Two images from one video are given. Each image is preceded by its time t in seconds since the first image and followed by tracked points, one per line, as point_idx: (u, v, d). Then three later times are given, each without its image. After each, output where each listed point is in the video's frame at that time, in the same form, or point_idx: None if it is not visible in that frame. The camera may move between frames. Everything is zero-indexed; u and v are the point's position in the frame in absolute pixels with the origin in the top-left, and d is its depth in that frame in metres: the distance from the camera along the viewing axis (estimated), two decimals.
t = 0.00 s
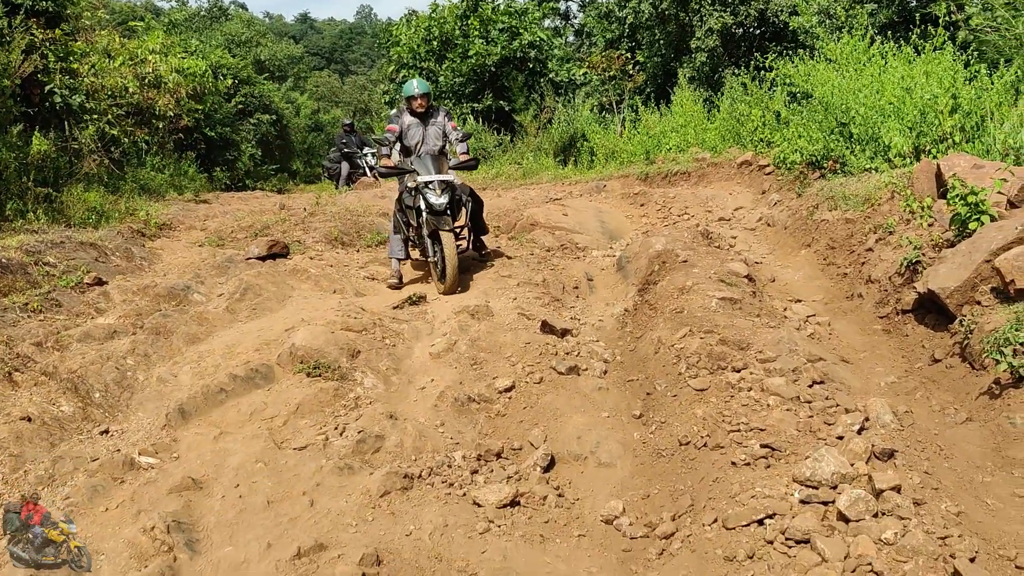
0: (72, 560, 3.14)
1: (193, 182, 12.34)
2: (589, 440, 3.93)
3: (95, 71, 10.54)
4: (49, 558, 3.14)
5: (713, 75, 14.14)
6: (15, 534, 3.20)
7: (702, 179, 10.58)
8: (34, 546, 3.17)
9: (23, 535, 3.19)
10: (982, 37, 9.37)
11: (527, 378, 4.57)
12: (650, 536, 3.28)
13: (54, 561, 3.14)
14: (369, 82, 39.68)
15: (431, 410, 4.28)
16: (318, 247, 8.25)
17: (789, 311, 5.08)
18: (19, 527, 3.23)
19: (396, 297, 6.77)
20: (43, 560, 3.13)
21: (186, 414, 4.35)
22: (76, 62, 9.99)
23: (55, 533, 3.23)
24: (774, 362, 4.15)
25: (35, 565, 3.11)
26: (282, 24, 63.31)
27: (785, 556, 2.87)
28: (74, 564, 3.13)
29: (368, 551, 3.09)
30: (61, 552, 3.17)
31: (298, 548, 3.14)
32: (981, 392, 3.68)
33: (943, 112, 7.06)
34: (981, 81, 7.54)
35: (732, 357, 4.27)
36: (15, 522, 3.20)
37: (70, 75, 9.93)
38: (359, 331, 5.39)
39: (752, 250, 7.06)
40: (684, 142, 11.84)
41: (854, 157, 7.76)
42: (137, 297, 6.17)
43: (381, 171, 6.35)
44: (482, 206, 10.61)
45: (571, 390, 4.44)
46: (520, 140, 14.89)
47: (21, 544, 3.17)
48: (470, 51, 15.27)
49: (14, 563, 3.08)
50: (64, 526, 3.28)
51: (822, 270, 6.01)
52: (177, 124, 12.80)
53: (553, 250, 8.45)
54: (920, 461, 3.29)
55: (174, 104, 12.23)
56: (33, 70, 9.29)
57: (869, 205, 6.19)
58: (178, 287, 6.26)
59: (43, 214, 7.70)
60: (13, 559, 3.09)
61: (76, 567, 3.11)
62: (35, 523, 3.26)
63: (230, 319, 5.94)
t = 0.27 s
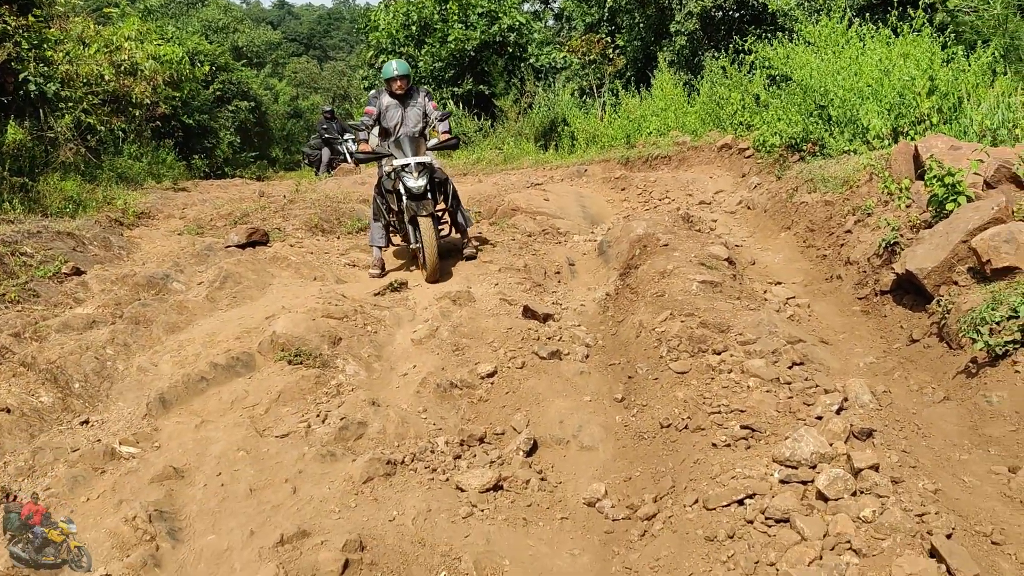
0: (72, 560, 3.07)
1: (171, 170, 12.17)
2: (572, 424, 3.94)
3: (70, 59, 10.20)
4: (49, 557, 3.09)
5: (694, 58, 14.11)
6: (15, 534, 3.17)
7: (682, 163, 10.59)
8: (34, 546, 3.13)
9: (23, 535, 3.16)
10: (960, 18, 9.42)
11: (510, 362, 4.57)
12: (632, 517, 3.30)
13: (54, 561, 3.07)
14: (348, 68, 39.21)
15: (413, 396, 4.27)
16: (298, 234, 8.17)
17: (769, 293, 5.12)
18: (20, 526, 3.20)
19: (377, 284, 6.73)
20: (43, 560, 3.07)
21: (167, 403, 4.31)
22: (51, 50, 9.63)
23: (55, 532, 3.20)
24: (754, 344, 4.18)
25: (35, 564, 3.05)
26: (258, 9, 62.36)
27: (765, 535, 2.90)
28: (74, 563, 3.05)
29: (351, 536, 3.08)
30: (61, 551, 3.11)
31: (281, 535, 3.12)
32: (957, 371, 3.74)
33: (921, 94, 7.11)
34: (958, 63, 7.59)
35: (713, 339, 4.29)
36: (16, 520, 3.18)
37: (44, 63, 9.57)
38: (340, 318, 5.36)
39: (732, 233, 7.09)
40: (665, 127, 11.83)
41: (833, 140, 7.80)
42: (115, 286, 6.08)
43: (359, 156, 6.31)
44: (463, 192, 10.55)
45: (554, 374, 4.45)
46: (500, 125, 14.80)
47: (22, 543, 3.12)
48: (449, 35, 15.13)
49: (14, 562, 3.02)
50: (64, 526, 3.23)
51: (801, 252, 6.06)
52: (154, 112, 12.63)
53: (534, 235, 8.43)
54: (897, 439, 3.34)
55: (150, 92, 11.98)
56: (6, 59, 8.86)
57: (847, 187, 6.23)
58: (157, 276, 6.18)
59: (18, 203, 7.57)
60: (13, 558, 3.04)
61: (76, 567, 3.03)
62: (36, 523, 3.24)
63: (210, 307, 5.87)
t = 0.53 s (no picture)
0: (72, 560, 3.00)
1: (151, 166, 12.03)
2: (549, 423, 3.95)
3: (49, 54, 9.96)
4: (49, 558, 3.03)
5: (676, 60, 14.18)
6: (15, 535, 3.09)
7: (663, 165, 10.64)
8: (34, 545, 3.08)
9: (23, 535, 3.09)
10: (939, 23, 9.53)
11: (488, 362, 4.57)
12: (608, 517, 3.31)
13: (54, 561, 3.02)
14: (331, 67, 38.94)
15: (391, 395, 4.25)
16: (278, 232, 8.10)
17: (747, 295, 5.16)
18: (19, 526, 3.12)
19: (357, 283, 6.69)
20: (43, 561, 3.02)
21: (143, 401, 4.25)
22: (30, 45, 9.45)
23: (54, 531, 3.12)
24: (731, 345, 4.21)
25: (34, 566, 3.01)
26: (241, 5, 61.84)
27: (737, 534, 2.92)
28: (75, 563, 2.99)
29: (326, 536, 3.05)
30: (61, 552, 3.04)
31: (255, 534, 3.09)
32: (930, 373, 3.79)
33: (899, 99, 7.19)
34: (936, 69, 7.69)
35: (690, 340, 4.32)
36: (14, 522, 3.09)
37: (24, 57, 9.40)
38: (319, 317, 5.32)
39: (711, 234, 7.13)
40: (647, 128, 11.88)
41: (812, 143, 7.87)
42: (92, 283, 6.00)
43: (337, 157, 6.19)
44: (445, 191, 10.52)
45: (532, 374, 4.45)
46: (483, 125, 14.75)
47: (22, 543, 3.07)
48: (433, 35, 15.06)
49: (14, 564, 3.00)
50: (65, 524, 3.15)
51: (779, 254, 6.11)
52: (134, 107, 12.49)
53: (515, 235, 8.42)
54: (870, 440, 3.37)
55: (131, 88, 11.85)
56: None
57: (825, 190, 6.29)
58: (135, 274, 6.10)
59: None
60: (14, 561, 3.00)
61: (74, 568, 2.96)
62: (35, 522, 3.15)
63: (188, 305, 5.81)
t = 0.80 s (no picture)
0: (71, 560, 2.96)
1: (138, 165, 11.94)
2: (534, 427, 3.94)
3: (37, 50, 9.88)
4: (48, 557, 2.98)
5: (666, 68, 14.25)
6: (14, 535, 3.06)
7: (652, 171, 10.68)
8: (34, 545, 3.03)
9: (22, 535, 3.06)
10: (926, 36, 9.64)
11: (474, 365, 4.55)
12: (592, 521, 3.30)
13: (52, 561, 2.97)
14: (322, 69, 38.83)
15: (375, 397, 4.23)
16: (266, 232, 8.05)
17: (733, 301, 5.18)
18: (19, 526, 3.09)
19: (344, 284, 6.66)
20: (42, 561, 2.97)
21: (126, 400, 4.21)
22: (18, 40, 9.37)
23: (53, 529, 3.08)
24: (717, 351, 4.22)
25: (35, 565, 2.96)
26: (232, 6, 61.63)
27: (720, 540, 2.92)
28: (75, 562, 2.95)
29: (308, 537, 3.03)
30: (60, 552, 3.00)
31: (237, 534, 3.06)
32: (913, 382, 3.82)
33: (885, 110, 7.26)
34: (922, 81, 7.77)
35: (676, 345, 4.33)
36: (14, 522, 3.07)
37: (11, 52, 9.32)
38: (305, 318, 5.28)
39: (699, 241, 7.16)
40: (636, 135, 11.92)
41: (800, 152, 7.93)
42: (76, 281, 5.93)
43: (326, 160, 6.14)
44: (434, 194, 10.50)
45: (518, 377, 4.45)
46: (472, 129, 14.74)
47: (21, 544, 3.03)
48: (424, 38, 15.04)
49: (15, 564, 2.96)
50: (64, 524, 3.10)
51: (766, 262, 6.14)
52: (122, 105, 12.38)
53: (503, 239, 8.42)
54: (854, 447, 3.39)
55: (119, 86, 11.77)
56: None
57: (812, 199, 6.34)
58: (120, 272, 6.04)
59: None
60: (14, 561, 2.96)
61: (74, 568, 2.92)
62: (35, 522, 3.12)
63: (174, 304, 5.75)
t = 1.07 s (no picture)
0: (72, 560, 2.99)
1: (147, 164, 11.99)
2: (539, 428, 3.95)
3: (47, 49, 9.94)
4: (49, 557, 3.00)
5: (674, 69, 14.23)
6: (14, 536, 3.07)
7: (659, 172, 10.67)
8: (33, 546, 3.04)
9: (22, 534, 3.07)
10: (935, 38, 9.60)
11: (480, 366, 4.57)
12: (597, 523, 3.31)
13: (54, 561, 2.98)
14: (331, 69, 38.92)
15: (382, 397, 4.25)
16: (273, 232, 8.08)
17: (739, 303, 5.18)
18: (19, 526, 3.10)
19: (351, 284, 6.68)
20: (42, 560, 2.98)
21: (133, 398, 4.24)
22: (28, 40, 9.44)
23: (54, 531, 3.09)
24: (723, 353, 4.22)
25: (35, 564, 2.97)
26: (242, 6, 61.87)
27: (724, 542, 2.93)
28: (75, 563, 2.97)
29: (314, 536, 3.04)
30: (61, 551, 3.02)
31: (243, 533, 3.08)
32: (919, 385, 3.81)
33: (894, 112, 7.24)
34: (930, 82, 7.74)
35: (682, 347, 4.33)
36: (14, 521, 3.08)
37: (21, 52, 9.39)
38: (312, 318, 5.31)
39: (706, 243, 7.16)
40: (643, 136, 11.91)
41: (807, 154, 7.91)
42: (85, 280, 5.97)
43: (336, 160, 6.17)
44: (441, 195, 10.52)
45: (524, 378, 4.46)
46: (480, 129, 14.74)
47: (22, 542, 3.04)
48: (432, 39, 15.06)
49: (15, 563, 2.95)
50: (64, 526, 3.11)
51: (773, 264, 6.13)
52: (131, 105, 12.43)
53: (510, 240, 8.42)
54: (859, 450, 3.39)
55: (128, 85, 11.84)
56: None
57: (819, 201, 6.32)
58: (129, 271, 6.08)
59: None
60: (14, 559, 2.97)
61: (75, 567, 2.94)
62: (36, 523, 3.13)
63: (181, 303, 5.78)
